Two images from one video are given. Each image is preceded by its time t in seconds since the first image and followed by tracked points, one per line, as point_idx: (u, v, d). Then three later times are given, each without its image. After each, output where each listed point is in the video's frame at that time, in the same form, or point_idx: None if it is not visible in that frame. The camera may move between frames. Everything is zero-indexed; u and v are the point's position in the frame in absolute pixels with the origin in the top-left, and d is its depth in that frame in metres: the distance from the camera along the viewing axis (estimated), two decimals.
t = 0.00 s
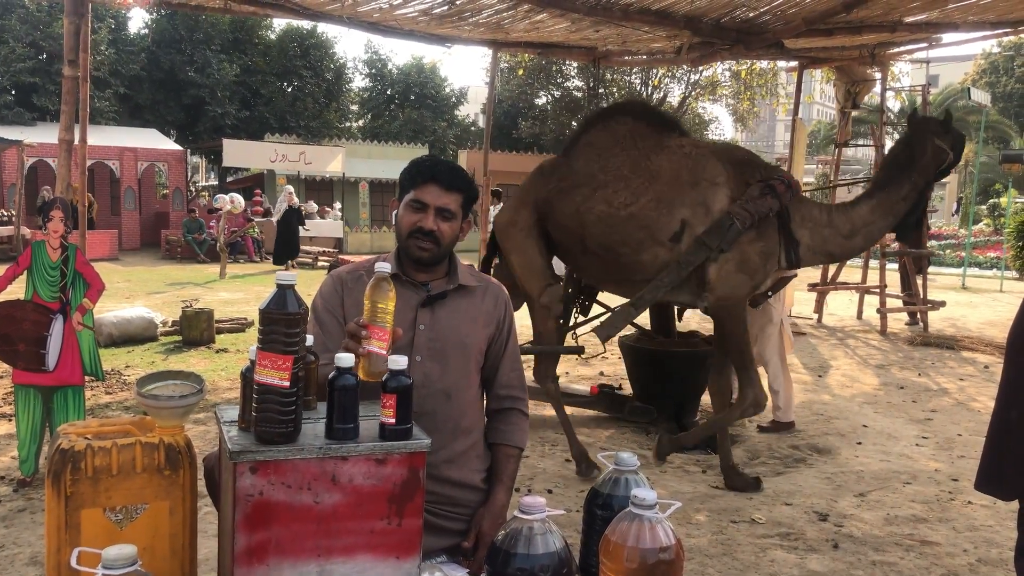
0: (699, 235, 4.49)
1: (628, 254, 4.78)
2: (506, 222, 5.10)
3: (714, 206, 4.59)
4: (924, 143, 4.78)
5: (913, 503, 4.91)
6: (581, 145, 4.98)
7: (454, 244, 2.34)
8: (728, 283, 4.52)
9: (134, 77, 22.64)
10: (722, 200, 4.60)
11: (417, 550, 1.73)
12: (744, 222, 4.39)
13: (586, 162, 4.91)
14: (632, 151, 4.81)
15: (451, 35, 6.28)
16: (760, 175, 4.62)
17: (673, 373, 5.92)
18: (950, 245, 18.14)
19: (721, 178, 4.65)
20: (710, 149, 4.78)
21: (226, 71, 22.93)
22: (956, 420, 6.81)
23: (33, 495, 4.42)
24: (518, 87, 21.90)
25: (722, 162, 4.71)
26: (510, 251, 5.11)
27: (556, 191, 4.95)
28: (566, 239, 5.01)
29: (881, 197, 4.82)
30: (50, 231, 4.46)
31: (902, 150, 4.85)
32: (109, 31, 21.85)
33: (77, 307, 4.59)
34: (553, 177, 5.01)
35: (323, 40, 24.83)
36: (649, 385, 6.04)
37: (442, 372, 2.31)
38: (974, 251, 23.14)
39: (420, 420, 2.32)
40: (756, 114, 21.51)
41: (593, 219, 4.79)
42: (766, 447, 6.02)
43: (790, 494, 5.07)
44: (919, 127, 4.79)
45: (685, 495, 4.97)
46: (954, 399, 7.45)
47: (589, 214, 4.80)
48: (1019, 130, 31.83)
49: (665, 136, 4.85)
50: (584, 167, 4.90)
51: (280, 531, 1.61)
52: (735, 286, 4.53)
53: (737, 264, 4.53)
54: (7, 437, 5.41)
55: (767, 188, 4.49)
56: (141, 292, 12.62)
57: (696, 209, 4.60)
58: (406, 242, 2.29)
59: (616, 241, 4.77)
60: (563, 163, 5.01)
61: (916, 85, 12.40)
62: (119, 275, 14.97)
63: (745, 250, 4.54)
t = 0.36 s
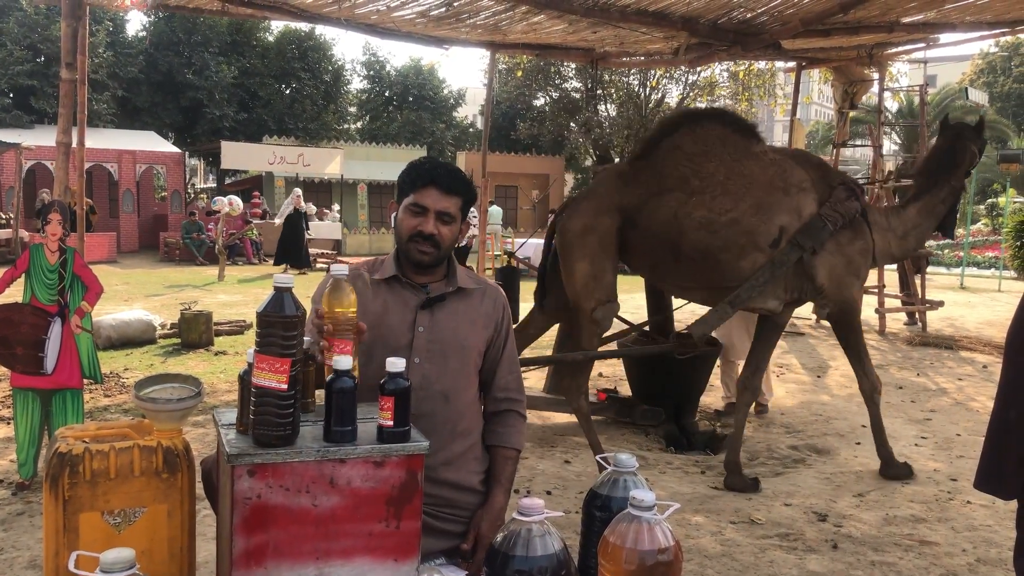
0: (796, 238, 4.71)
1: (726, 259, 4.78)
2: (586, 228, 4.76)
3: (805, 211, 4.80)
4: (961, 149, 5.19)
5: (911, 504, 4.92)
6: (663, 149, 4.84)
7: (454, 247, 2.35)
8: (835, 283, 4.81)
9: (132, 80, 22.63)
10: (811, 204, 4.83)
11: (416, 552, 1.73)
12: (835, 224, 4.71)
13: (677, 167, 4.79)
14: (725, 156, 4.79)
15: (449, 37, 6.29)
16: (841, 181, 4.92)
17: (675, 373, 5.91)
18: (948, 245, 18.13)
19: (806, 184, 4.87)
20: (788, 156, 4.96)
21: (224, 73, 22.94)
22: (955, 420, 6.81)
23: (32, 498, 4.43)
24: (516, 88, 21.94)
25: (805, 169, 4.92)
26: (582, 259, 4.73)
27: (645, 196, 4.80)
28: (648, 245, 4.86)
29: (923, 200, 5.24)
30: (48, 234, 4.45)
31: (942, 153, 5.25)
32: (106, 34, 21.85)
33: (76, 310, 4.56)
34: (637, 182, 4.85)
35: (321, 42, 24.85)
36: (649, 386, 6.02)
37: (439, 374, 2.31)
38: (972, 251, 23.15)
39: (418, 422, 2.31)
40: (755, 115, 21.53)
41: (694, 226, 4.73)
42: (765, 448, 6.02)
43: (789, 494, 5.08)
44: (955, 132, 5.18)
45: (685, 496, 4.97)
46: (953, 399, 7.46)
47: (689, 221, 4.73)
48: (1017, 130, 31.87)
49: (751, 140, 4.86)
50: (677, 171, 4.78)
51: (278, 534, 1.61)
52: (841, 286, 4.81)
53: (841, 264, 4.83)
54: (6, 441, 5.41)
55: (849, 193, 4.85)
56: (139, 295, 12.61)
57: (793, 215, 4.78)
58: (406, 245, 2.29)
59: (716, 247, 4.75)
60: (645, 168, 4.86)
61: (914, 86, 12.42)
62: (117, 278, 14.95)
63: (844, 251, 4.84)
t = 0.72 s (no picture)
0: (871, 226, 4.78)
1: (822, 254, 4.74)
2: (681, 230, 4.71)
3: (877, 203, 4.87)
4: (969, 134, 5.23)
5: (909, 503, 4.92)
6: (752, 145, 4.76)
7: (456, 248, 2.35)
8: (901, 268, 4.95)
9: (129, 80, 22.58)
10: (881, 196, 4.90)
11: (414, 552, 1.73)
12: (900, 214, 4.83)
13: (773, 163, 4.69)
14: (816, 153, 4.74)
15: (446, 37, 6.28)
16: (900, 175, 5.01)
17: (670, 372, 6.01)
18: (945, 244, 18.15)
19: (876, 177, 4.93)
20: (858, 153, 5.00)
21: (222, 74, 22.92)
22: (953, 419, 6.83)
23: (29, 499, 4.42)
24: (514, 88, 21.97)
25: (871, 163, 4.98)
26: (669, 261, 4.73)
27: (745, 193, 4.67)
28: (741, 244, 4.79)
29: (942, 186, 5.25)
30: (45, 234, 4.45)
31: (948, 143, 5.27)
32: (103, 35, 21.81)
33: (72, 311, 4.56)
34: (734, 180, 4.70)
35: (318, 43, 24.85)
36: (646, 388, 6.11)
37: (438, 374, 2.31)
38: (970, 250, 23.19)
39: (416, 422, 2.31)
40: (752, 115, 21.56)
41: (797, 222, 4.64)
42: (763, 447, 6.03)
43: (787, 494, 5.09)
44: (960, 120, 5.24)
45: (683, 496, 4.98)
46: (951, 399, 7.47)
47: (792, 217, 4.63)
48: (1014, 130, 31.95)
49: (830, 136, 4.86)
50: (773, 167, 4.67)
51: (277, 534, 1.61)
52: (903, 271, 4.96)
53: (904, 251, 4.95)
54: (3, 441, 5.40)
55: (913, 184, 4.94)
56: (137, 295, 12.60)
57: (870, 206, 4.81)
58: (409, 246, 2.29)
59: (812, 242, 4.69)
60: (738, 164, 4.74)
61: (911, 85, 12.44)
62: (115, 279, 14.94)
63: (909, 239, 4.97)
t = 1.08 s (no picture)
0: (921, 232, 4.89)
1: (890, 263, 4.78)
2: (765, 240, 4.63)
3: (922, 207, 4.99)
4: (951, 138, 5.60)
5: (907, 501, 4.93)
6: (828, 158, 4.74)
7: (457, 247, 2.35)
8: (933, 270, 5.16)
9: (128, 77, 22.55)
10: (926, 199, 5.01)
11: (412, 548, 1.72)
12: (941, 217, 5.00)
13: (848, 174, 4.66)
14: (884, 162, 4.74)
15: (446, 35, 6.28)
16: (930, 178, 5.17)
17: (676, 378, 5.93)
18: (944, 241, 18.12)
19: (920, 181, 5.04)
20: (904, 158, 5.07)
21: (221, 71, 22.90)
22: (951, 417, 6.83)
23: (28, 495, 4.43)
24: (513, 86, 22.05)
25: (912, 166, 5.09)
26: (746, 271, 4.68)
27: (827, 206, 4.62)
28: (814, 253, 4.76)
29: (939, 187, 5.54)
30: (45, 231, 4.45)
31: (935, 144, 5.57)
32: (103, 32, 21.77)
33: (71, 307, 4.58)
34: (815, 193, 4.64)
35: (317, 39, 24.82)
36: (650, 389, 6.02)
37: (438, 371, 2.31)
38: (969, 249, 23.18)
39: (416, 419, 2.31)
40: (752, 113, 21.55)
41: (874, 234, 4.64)
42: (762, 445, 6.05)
43: (785, 491, 5.10)
44: (941, 126, 5.64)
45: (681, 493, 4.99)
46: (949, 397, 7.49)
47: (870, 229, 4.63)
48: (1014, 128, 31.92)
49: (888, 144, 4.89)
50: (852, 179, 4.65)
51: (275, 529, 1.60)
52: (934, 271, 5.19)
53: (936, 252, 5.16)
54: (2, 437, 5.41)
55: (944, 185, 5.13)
56: (136, 292, 12.61)
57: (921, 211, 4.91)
58: (411, 246, 2.29)
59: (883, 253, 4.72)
60: (815, 177, 4.70)
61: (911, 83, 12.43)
62: (114, 275, 14.94)
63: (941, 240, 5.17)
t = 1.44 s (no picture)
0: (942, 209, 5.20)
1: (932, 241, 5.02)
2: (854, 225, 4.63)
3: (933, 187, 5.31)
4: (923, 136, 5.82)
5: (899, 497, 4.96)
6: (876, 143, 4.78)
7: (455, 241, 2.34)
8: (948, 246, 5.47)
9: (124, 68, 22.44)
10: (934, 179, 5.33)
11: (407, 540, 1.71)
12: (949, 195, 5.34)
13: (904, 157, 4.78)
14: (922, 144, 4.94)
15: (443, 28, 6.26)
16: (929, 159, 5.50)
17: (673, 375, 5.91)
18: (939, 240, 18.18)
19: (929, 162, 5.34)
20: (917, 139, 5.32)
21: (217, 62, 22.82)
22: (944, 415, 6.87)
23: (21, 486, 4.43)
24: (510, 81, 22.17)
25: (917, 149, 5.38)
26: (854, 255, 4.64)
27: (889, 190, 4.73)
28: (885, 241, 4.80)
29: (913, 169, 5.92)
30: (39, 221, 4.45)
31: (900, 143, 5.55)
32: (98, 22, 21.64)
33: (65, 298, 4.55)
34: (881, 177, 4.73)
35: (313, 32, 24.82)
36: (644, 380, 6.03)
37: (434, 364, 2.31)
38: (963, 247, 23.28)
39: (412, 412, 2.31)
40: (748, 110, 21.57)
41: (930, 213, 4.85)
42: (756, 441, 6.07)
43: (779, 488, 5.12)
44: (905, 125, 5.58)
45: (676, 489, 5.00)
46: (942, 395, 7.52)
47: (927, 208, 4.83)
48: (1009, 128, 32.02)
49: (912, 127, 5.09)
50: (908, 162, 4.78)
51: (270, 521, 1.60)
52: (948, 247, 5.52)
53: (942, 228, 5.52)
54: None
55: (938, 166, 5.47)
56: (131, 284, 12.58)
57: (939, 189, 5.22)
58: (408, 240, 2.28)
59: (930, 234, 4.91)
60: (870, 163, 4.78)
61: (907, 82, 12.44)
62: (109, 267, 14.90)
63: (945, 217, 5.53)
